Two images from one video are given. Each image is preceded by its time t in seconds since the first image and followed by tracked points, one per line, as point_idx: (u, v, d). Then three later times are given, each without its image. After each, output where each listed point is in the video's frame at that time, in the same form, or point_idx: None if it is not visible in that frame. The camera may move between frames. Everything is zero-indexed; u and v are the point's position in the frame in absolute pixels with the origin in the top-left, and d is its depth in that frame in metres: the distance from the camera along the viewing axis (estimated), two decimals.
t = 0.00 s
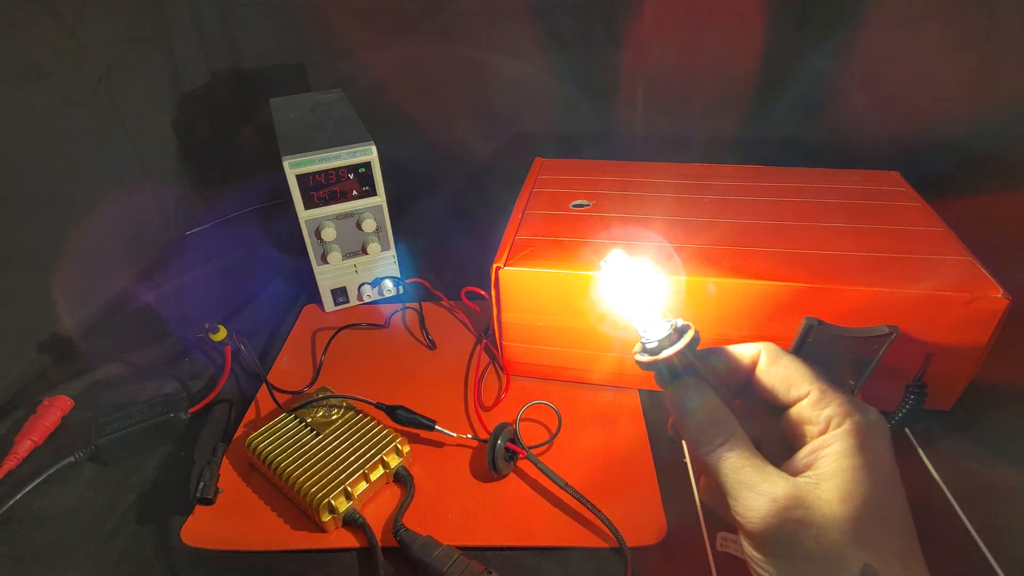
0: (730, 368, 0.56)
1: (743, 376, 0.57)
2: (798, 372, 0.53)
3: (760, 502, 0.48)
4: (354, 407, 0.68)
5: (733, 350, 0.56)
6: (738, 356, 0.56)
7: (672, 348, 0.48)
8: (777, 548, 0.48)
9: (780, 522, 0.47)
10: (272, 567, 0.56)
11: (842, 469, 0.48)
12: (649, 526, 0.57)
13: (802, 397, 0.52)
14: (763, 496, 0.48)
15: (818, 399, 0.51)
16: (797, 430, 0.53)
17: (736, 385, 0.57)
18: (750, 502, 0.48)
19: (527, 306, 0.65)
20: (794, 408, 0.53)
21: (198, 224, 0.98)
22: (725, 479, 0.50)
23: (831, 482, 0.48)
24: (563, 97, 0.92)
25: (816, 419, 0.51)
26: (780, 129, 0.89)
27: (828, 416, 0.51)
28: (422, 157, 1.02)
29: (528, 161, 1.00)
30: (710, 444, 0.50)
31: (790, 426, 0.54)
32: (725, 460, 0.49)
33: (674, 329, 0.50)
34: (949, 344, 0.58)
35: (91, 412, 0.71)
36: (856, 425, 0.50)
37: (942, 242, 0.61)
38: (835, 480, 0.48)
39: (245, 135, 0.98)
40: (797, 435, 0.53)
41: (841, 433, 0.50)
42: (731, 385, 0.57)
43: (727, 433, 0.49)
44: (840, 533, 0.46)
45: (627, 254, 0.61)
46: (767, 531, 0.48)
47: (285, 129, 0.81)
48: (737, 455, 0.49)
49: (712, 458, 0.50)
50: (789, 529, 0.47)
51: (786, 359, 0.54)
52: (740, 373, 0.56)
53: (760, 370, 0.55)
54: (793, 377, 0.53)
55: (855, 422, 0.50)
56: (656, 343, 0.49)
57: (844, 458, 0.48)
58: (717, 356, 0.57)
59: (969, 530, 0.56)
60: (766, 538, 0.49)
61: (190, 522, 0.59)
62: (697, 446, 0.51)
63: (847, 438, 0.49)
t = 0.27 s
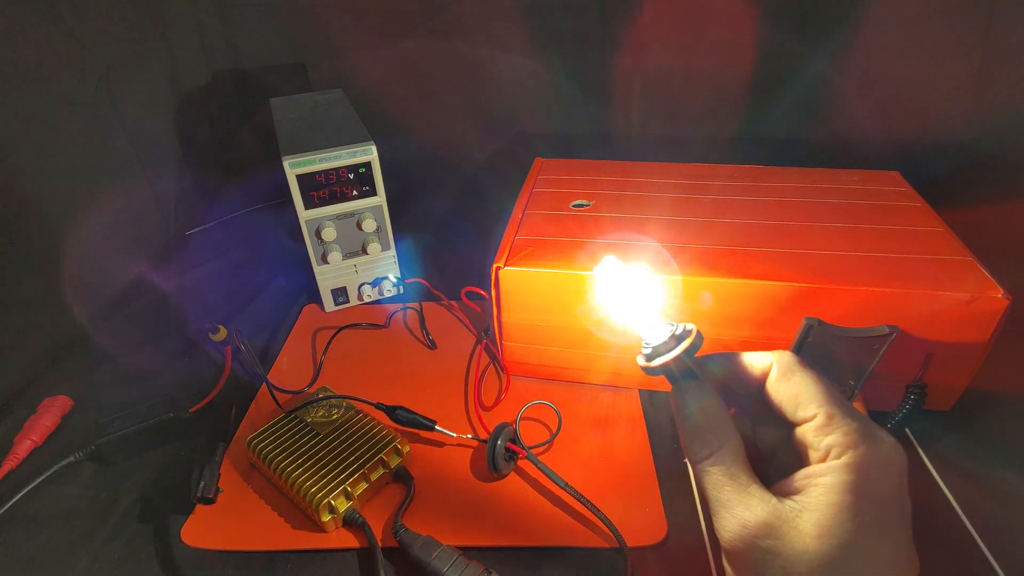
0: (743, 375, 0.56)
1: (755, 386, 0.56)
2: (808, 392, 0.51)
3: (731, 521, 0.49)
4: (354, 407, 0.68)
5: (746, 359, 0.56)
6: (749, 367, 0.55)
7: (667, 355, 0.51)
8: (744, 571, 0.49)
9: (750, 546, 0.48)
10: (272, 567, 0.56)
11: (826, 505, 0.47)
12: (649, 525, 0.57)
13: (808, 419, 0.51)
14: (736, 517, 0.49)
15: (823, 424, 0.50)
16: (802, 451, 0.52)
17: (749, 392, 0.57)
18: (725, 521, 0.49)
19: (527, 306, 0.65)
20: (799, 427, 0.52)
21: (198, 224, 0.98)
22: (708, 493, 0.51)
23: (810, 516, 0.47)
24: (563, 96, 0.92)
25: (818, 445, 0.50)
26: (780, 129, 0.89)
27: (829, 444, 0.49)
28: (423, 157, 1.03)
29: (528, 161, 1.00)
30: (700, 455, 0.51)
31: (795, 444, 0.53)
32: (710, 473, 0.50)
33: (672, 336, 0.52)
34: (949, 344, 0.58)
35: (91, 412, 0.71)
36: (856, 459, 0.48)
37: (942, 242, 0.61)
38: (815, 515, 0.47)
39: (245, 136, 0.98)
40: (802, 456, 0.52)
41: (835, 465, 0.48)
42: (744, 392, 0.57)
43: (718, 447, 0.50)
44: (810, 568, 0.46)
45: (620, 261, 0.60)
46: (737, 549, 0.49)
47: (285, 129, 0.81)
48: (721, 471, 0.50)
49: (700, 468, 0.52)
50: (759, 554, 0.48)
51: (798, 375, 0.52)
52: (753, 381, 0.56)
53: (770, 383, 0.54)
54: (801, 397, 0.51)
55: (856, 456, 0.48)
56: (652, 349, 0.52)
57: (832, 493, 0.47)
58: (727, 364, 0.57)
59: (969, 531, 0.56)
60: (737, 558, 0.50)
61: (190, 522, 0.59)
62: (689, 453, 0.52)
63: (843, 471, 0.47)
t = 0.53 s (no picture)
0: (744, 376, 0.56)
1: (756, 387, 0.56)
2: (809, 394, 0.51)
3: (729, 519, 0.49)
4: (354, 407, 0.68)
5: (748, 360, 0.56)
6: (751, 367, 0.55)
7: (666, 352, 0.51)
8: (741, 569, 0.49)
9: (748, 544, 0.48)
10: (272, 567, 0.56)
11: (824, 505, 0.47)
12: (649, 525, 0.58)
13: (808, 420, 0.51)
14: (734, 516, 0.49)
15: (824, 425, 0.49)
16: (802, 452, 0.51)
17: (749, 394, 0.57)
18: (724, 519, 0.49)
19: (527, 306, 0.65)
20: (799, 427, 0.52)
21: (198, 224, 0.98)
22: (707, 491, 0.51)
23: (809, 517, 0.47)
24: (563, 96, 0.92)
25: (818, 446, 0.50)
26: (780, 129, 0.89)
27: (829, 445, 0.49)
28: (423, 157, 1.02)
29: (528, 161, 1.00)
30: (699, 453, 0.51)
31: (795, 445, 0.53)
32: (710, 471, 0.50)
33: (672, 333, 0.52)
34: (950, 344, 0.58)
35: (91, 412, 0.71)
36: (856, 460, 0.47)
37: (942, 242, 0.61)
38: (814, 516, 0.47)
39: (245, 136, 0.98)
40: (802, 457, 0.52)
41: (835, 465, 0.48)
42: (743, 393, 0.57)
43: (717, 445, 0.50)
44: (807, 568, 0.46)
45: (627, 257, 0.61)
46: (734, 547, 0.49)
47: (284, 129, 0.81)
48: (720, 468, 0.50)
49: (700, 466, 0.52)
50: (756, 552, 0.48)
51: (799, 377, 0.52)
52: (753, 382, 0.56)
53: (771, 383, 0.54)
54: (802, 397, 0.51)
55: (856, 457, 0.48)
56: (650, 346, 0.52)
57: (830, 494, 0.47)
58: (730, 361, 0.57)
59: (969, 531, 0.56)
60: (734, 556, 0.50)
61: (190, 522, 0.59)
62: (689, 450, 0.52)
63: (842, 472, 0.47)
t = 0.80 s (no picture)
0: (739, 379, 0.57)
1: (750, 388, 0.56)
2: (804, 392, 0.52)
3: (735, 521, 0.48)
4: (354, 408, 0.68)
5: (742, 363, 0.57)
6: (746, 369, 0.56)
7: (670, 351, 0.51)
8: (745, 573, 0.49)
9: (754, 545, 0.48)
10: (272, 567, 0.56)
11: (828, 501, 0.47)
12: (649, 525, 0.57)
13: (803, 418, 0.52)
14: (740, 516, 0.48)
15: (819, 422, 0.50)
16: (796, 452, 0.52)
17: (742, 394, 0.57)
18: (728, 520, 0.49)
19: (527, 306, 0.64)
20: (794, 427, 0.52)
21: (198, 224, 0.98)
22: (710, 491, 0.50)
23: (813, 514, 0.47)
24: (564, 96, 0.92)
25: (814, 443, 0.50)
26: (780, 129, 0.89)
27: (825, 442, 0.50)
28: (423, 157, 1.03)
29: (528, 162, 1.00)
30: (700, 453, 0.51)
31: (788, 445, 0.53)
32: (712, 472, 0.50)
33: (672, 334, 0.52)
34: (950, 344, 0.58)
35: (91, 412, 0.72)
36: (853, 456, 0.48)
37: (942, 242, 0.61)
38: (817, 513, 0.47)
39: (245, 136, 0.98)
40: (795, 456, 0.52)
41: (833, 463, 0.48)
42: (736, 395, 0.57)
43: (718, 444, 0.50)
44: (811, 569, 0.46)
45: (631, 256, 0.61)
46: (739, 551, 0.48)
47: (285, 129, 0.81)
48: (724, 469, 0.50)
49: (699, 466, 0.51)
50: (762, 554, 0.47)
51: (792, 378, 0.53)
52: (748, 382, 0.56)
53: (765, 385, 0.55)
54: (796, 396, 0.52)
55: (853, 453, 0.48)
56: (654, 347, 0.52)
57: (832, 490, 0.47)
58: (724, 366, 0.58)
59: (969, 532, 0.56)
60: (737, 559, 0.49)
61: (190, 523, 0.59)
62: (688, 450, 0.52)
63: (841, 468, 0.48)
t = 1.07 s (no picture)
0: (732, 375, 0.57)
1: (739, 382, 0.57)
2: (794, 375, 0.53)
3: (778, 500, 0.47)
4: (354, 408, 0.68)
5: (734, 357, 0.57)
6: (739, 362, 0.56)
7: (692, 338, 0.50)
8: (787, 555, 0.47)
9: (797, 526, 0.46)
10: (272, 568, 0.56)
11: (847, 470, 0.48)
12: (649, 525, 0.58)
13: (796, 400, 0.53)
14: (781, 493, 0.47)
15: (814, 400, 0.52)
16: (796, 436, 0.53)
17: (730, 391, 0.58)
18: (768, 503, 0.47)
19: (527, 306, 0.64)
20: (790, 411, 0.54)
21: (197, 224, 0.97)
22: (742, 477, 0.48)
23: (838, 484, 0.48)
24: (563, 96, 0.92)
25: (813, 421, 0.52)
26: (780, 130, 0.89)
27: (823, 418, 0.51)
28: (423, 157, 1.03)
29: (528, 161, 1.00)
30: (728, 437, 0.48)
31: (783, 433, 0.54)
32: (745, 456, 0.48)
33: (685, 325, 0.52)
34: (950, 344, 0.58)
35: (91, 412, 0.71)
36: (853, 426, 0.50)
37: (941, 243, 0.61)
38: (842, 482, 0.48)
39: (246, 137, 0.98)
40: (795, 440, 0.53)
41: (838, 436, 0.50)
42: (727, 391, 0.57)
43: (745, 426, 0.48)
44: (850, 542, 0.46)
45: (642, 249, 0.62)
46: (782, 532, 0.47)
47: (285, 130, 0.81)
48: (759, 449, 0.48)
49: (727, 453, 0.49)
50: (806, 530, 0.46)
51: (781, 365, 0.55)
52: (738, 377, 0.57)
53: (759, 376, 0.55)
54: (790, 379, 0.53)
55: (851, 424, 0.51)
56: (674, 334, 0.50)
57: (846, 460, 0.49)
58: (716, 362, 0.58)
59: (969, 531, 0.56)
60: (777, 544, 0.47)
61: (190, 523, 0.59)
62: (714, 438, 0.49)
63: (847, 439, 0.50)
